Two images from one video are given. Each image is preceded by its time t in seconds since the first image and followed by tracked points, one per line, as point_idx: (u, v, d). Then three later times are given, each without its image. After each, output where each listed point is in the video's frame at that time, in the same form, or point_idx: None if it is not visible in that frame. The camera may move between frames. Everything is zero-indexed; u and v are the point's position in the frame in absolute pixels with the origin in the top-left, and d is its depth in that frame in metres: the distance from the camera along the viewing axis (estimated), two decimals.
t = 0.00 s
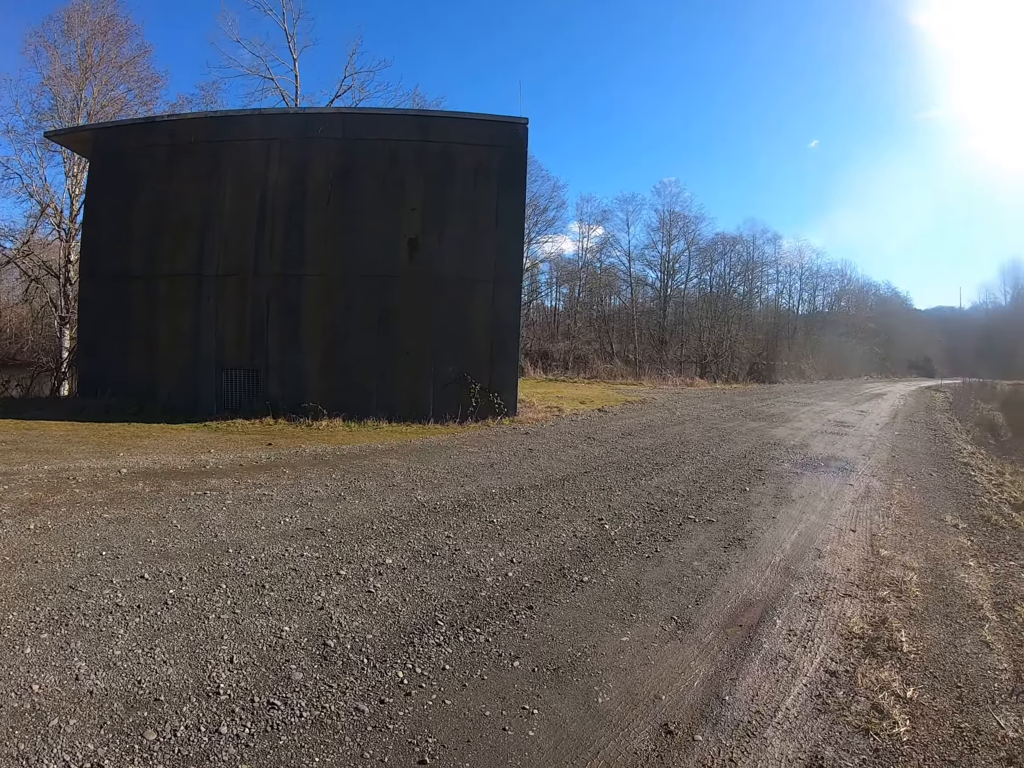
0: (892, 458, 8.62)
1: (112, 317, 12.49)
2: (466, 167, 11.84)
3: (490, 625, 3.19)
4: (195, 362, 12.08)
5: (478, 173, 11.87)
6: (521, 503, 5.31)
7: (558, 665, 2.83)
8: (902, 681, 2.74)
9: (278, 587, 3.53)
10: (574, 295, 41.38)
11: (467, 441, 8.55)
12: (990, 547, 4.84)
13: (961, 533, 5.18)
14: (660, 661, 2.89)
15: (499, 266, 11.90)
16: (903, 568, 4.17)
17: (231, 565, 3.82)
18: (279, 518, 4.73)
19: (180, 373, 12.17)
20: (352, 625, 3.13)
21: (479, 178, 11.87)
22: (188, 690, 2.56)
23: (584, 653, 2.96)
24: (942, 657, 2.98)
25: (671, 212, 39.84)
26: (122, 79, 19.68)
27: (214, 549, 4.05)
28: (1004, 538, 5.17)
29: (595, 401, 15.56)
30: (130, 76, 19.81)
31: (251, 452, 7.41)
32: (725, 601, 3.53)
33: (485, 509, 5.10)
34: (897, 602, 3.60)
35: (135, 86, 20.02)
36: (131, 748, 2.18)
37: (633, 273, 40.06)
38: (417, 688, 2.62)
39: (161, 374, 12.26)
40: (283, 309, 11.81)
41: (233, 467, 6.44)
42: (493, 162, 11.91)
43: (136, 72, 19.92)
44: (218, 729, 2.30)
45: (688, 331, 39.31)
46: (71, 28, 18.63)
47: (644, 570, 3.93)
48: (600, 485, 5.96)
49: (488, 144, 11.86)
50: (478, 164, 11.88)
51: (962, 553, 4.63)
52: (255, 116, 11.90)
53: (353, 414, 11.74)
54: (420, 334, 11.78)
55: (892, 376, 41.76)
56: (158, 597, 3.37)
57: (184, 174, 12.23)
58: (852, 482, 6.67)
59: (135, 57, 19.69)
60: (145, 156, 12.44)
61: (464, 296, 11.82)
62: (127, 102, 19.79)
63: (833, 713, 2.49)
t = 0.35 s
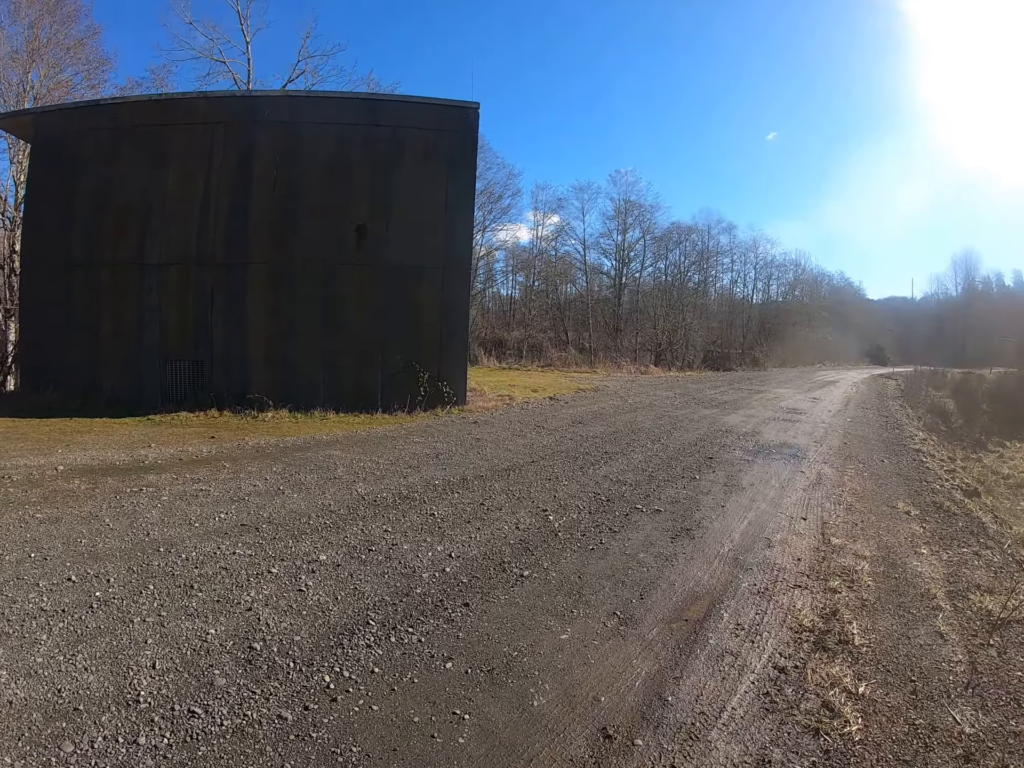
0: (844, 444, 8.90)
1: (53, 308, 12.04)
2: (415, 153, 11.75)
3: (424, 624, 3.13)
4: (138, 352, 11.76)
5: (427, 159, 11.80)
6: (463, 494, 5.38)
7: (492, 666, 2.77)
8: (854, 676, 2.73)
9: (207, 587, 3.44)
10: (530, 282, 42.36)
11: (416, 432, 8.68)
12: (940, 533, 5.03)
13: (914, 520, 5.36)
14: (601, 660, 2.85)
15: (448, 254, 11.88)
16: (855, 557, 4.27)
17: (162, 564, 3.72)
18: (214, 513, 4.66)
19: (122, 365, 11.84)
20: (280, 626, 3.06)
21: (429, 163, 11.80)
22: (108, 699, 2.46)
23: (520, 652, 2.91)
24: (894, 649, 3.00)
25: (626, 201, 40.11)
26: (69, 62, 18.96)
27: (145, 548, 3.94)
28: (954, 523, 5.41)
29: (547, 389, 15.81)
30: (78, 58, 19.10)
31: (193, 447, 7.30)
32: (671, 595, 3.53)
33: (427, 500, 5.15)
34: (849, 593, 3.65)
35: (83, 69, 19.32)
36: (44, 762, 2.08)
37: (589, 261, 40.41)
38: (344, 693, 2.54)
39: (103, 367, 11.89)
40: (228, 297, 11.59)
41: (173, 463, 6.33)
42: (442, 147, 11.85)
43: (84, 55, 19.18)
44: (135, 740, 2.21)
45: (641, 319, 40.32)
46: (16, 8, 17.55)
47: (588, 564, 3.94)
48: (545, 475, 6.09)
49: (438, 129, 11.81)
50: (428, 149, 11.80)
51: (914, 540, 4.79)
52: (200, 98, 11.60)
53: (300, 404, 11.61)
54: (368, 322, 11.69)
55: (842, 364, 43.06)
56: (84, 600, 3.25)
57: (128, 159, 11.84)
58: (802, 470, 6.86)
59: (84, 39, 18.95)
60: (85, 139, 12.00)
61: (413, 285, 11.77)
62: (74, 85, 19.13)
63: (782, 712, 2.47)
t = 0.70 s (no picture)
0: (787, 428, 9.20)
1: None
2: (356, 131, 11.45)
3: (348, 620, 3.04)
4: (70, 337, 11.25)
5: (369, 137, 11.52)
6: (397, 482, 5.37)
7: (418, 663, 2.70)
8: (795, 667, 2.77)
9: (126, 586, 3.29)
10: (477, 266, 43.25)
11: (354, 418, 8.69)
12: (883, 517, 5.24)
13: (857, 504, 5.59)
14: (533, 656, 2.81)
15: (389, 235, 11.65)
16: (796, 542, 4.40)
17: (82, 562, 3.55)
18: (138, 505, 4.52)
19: (48, 351, 11.28)
20: (199, 625, 2.94)
21: (371, 142, 11.53)
22: (15, 707, 2.31)
23: (448, 648, 2.84)
24: (835, 638, 3.07)
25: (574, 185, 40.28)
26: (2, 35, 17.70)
27: (63, 545, 3.76)
28: (899, 506, 5.66)
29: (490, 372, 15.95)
30: (13, 31, 17.85)
31: (123, 436, 7.09)
32: (607, 584, 3.53)
33: (360, 488, 5.12)
34: (790, 579, 3.75)
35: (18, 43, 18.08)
36: None
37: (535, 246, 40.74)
38: (261, 696, 2.44)
39: (27, 353, 11.29)
40: (160, 280, 11.18)
41: (100, 454, 6.13)
42: (385, 125, 11.58)
43: (20, 28, 17.94)
44: (43, 752, 2.08)
45: (587, 305, 41.28)
46: None
47: (521, 553, 3.94)
48: (482, 461, 6.17)
49: (381, 106, 11.54)
50: (370, 127, 11.53)
51: (858, 524, 4.98)
52: (136, 72, 11.09)
53: (236, 390, 11.32)
54: (306, 305, 11.43)
55: (780, 350, 45.14)
56: None
57: (56, 133, 11.19)
58: (744, 454, 7.06)
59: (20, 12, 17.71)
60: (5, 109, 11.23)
61: (355, 267, 11.54)
62: (8, 60, 17.87)
63: (721, 707, 2.48)
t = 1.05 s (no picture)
0: (732, 408, 9.47)
1: None
2: (299, 103, 11.11)
3: (276, 615, 2.95)
4: None
5: (312, 110, 11.21)
6: (333, 464, 5.29)
7: (351, 661, 2.63)
8: (749, 654, 2.84)
9: (43, 583, 3.11)
10: (420, 245, 43.28)
11: (290, 398, 8.51)
12: (831, 497, 5.47)
13: (804, 483, 5.84)
14: (473, 649, 2.79)
15: (331, 212, 11.49)
16: (744, 522, 4.54)
17: None
18: (58, 496, 4.29)
19: None
20: (118, 624, 2.80)
21: (313, 114, 11.23)
22: None
23: (383, 644, 2.78)
24: (785, 621, 3.17)
25: (522, 164, 40.28)
26: None
27: None
28: (845, 485, 5.93)
29: (431, 352, 15.84)
30: None
31: (45, 421, 6.73)
32: (549, 570, 3.55)
33: (295, 472, 5.01)
34: (740, 561, 3.86)
35: None
36: None
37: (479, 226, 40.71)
38: (184, 702, 2.33)
39: None
40: (86, 253, 10.53)
41: (18, 440, 5.81)
42: (329, 98, 11.29)
43: None
44: None
45: (531, 285, 41.79)
46: None
47: (462, 537, 3.92)
48: (421, 442, 6.13)
49: (325, 79, 11.22)
50: (313, 100, 11.21)
51: (806, 503, 5.19)
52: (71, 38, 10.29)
53: (169, 371, 10.90)
54: (243, 284, 11.11)
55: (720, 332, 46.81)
56: None
57: None
58: (690, 433, 7.23)
59: None
60: None
61: (295, 243, 11.30)
62: None
63: (673, 699, 2.52)
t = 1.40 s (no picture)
0: (708, 404, 9.58)
1: None
2: (263, 86, 10.79)
3: (235, 645, 2.81)
4: None
5: (276, 94, 10.91)
6: (297, 468, 5.15)
7: (318, 700, 2.49)
8: (747, 675, 2.82)
9: None
10: (389, 235, 42.75)
11: (253, 394, 8.28)
12: (816, 498, 5.57)
13: (787, 484, 5.92)
14: (452, 680, 2.68)
15: (295, 200, 11.24)
16: (730, 527, 4.57)
17: None
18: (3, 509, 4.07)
19: None
20: (64, 660, 2.64)
21: (278, 99, 10.93)
22: None
23: (353, 678, 2.65)
24: (780, 638, 3.15)
25: (492, 155, 40.04)
26: None
27: None
28: (827, 484, 6.04)
29: (398, 345, 15.61)
30: None
31: None
32: (531, 587, 3.47)
33: (257, 478, 4.86)
34: (730, 571, 3.87)
35: None
36: None
37: (448, 218, 40.34)
38: (134, 752, 2.18)
39: None
40: (37, 243, 10.03)
41: None
42: (294, 83, 11.01)
43: None
44: None
45: (501, 277, 41.71)
46: None
47: (436, 551, 3.83)
48: (389, 443, 6.03)
49: (290, 62, 10.93)
50: (278, 84, 10.91)
51: (791, 506, 5.27)
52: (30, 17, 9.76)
53: (127, 367, 10.48)
54: (204, 275, 10.75)
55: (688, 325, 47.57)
56: None
57: None
58: (668, 432, 7.27)
59: None
60: None
61: (258, 232, 11.02)
62: None
63: (672, 730, 2.46)
